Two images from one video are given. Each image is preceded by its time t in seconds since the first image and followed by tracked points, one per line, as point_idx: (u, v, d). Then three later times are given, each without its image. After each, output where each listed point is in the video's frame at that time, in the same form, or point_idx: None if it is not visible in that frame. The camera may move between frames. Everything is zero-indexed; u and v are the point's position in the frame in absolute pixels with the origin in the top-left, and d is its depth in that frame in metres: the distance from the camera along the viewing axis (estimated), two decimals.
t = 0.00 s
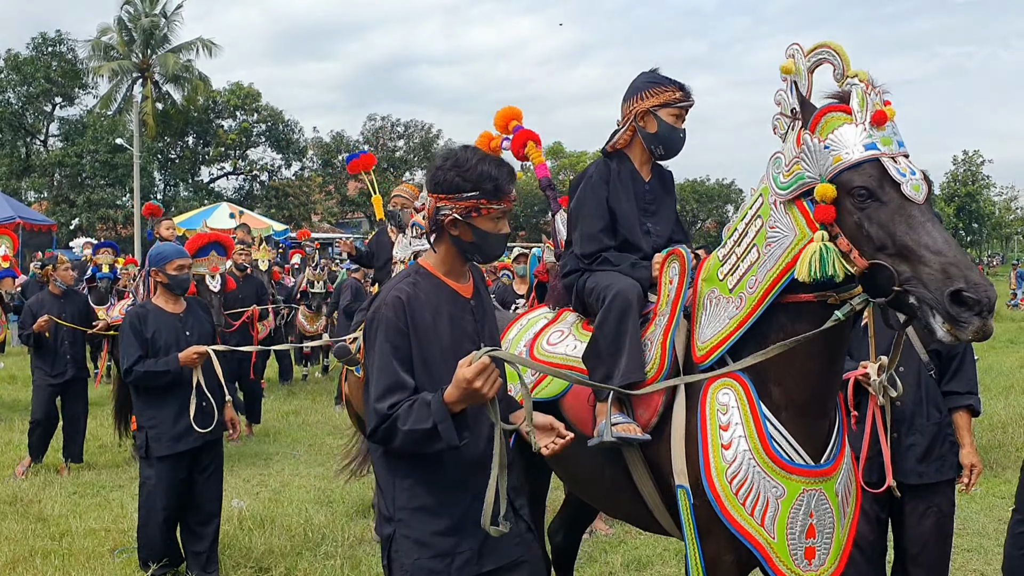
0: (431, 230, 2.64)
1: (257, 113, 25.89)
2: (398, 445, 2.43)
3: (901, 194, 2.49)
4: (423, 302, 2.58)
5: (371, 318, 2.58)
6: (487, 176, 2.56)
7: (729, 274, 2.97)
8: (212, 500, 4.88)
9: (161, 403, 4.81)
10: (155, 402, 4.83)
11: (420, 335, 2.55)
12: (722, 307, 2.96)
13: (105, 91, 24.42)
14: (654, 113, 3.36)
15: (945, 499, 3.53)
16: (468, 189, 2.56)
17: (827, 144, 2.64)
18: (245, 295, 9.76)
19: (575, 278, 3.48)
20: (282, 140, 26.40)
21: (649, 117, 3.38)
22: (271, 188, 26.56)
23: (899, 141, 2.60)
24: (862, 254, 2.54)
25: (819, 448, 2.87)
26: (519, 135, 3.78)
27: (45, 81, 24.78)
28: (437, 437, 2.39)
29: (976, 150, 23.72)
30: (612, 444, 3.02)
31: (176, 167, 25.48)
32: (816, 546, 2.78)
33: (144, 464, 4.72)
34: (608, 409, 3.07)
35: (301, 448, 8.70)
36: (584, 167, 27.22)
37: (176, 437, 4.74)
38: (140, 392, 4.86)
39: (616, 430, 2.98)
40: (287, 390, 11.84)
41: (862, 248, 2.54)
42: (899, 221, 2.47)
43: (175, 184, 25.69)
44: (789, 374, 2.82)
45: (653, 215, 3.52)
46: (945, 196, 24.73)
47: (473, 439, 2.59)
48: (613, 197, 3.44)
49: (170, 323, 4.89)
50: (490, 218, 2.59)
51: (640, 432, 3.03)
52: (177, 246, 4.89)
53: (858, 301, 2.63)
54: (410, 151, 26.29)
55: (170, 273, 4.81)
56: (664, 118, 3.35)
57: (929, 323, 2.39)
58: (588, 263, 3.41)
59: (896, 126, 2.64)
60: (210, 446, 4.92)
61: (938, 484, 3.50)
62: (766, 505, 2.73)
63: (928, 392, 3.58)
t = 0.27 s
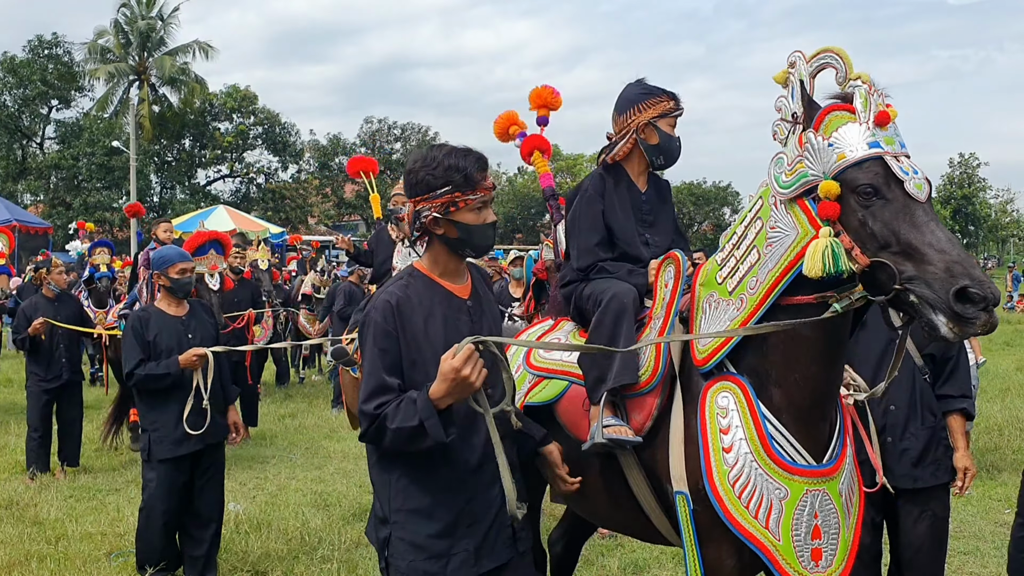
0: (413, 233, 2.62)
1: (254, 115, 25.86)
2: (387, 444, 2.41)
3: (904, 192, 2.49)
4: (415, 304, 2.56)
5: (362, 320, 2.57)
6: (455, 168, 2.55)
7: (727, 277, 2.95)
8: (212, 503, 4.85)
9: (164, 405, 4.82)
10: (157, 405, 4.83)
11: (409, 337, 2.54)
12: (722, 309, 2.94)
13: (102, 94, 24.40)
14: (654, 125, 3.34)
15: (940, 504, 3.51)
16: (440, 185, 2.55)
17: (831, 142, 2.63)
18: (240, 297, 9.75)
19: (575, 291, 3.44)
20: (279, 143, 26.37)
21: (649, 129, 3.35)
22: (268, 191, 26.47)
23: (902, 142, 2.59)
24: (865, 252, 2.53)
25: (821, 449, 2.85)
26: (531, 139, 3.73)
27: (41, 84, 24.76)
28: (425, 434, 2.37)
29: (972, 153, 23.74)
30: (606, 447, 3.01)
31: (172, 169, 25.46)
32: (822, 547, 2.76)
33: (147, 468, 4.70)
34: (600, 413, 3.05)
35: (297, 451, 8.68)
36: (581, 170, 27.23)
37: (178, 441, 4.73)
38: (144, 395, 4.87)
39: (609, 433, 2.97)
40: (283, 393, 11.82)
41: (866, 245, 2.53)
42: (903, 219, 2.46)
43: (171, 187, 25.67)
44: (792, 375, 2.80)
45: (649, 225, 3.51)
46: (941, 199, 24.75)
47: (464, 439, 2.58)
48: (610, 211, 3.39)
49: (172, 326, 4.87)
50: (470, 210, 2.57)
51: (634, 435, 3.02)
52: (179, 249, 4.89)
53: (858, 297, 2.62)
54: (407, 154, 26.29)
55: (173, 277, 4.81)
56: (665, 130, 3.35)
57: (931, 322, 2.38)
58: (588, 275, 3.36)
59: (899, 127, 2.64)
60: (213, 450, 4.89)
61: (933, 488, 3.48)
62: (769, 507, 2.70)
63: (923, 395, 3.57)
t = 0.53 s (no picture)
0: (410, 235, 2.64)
1: (253, 117, 25.85)
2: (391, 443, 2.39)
3: (909, 195, 2.47)
4: (414, 303, 2.56)
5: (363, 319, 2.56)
6: (441, 164, 2.56)
7: (730, 276, 2.95)
8: (212, 505, 4.84)
9: (169, 409, 4.80)
10: (161, 408, 4.82)
11: (407, 336, 2.53)
12: (724, 307, 2.93)
13: (101, 95, 24.40)
14: (658, 122, 3.32)
15: (936, 505, 3.50)
16: (428, 188, 2.54)
17: (839, 142, 2.62)
18: (238, 298, 9.75)
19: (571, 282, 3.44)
20: (278, 144, 26.34)
21: (653, 126, 3.33)
22: (268, 194, 26.24)
23: (909, 146, 2.58)
24: (869, 253, 2.53)
25: (822, 451, 2.85)
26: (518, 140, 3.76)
27: (41, 86, 24.76)
28: (426, 434, 2.36)
29: (971, 154, 23.73)
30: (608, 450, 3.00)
31: (172, 171, 25.45)
32: (822, 550, 2.76)
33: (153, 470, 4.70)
34: (603, 414, 3.06)
35: (296, 453, 8.67)
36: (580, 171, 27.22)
37: (181, 444, 4.71)
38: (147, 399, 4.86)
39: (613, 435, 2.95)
40: (283, 395, 11.81)
41: (869, 247, 2.53)
42: (906, 222, 2.46)
43: (171, 188, 25.67)
44: (797, 380, 2.80)
45: (646, 219, 3.51)
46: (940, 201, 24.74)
47: (465, 441, 2.57)
48: (608, 204, 3.39)
49: (176, 329, 4.85)
50: (461, 204, 2.55)
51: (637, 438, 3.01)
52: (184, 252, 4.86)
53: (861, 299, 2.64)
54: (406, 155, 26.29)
55: (180, 280, 4.80)
56: (667, 127, 3.32)
57: (930, 329, 2.39)
58: (585, 268, 3.36)
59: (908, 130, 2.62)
60: (218, 451, 4.88)
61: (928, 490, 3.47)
62: (772, 510, 2.70)
63: (918, 398, 3.57)
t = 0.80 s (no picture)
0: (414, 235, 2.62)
1: (251, 118, 25.82)
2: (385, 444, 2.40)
3: (921, 219, 2.46)
4: (416, 304, 2.55)
5: (364, 319, 2.56)
6: (445, 166, 2.55)
7: (732, 293, 2.95)
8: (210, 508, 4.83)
9: (168, 412, 4.78)
10: (161, 410, 4.80)
11: (409, 335, 2.52)
12: (728, 326, 2.93)
13: (98, 96, 24.38)
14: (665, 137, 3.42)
15: (929, 509, 3.49)
16: (434, 185, 2.54)
17: (849, 164, 2.62)
18: (234, 300, 9.74)
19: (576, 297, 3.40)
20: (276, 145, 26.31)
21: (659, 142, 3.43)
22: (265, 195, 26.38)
23: (919, 168, 2.59)
24: (879, 277, 2.51)
25: (825, 471, 2.84)
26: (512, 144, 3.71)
27: (38, 87, 24.72)
28: (425, 437, 2.35)
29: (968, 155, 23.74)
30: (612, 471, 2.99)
31: (169, 172, 25.42)
32: (821, 569, 2.75)
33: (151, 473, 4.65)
34: (608, 434, 3.03)
35: (294, 455, 8.66)
36: (578, 172, 27.22)
37: (179, 445, 4.69)
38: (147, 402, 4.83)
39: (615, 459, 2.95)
40: (280, 396, 11.80)
41: (879, 271, 2.52)
42: (919, 246, 2.44)
43: (168, 189, 25.65)
44: (798, 399, 2.79)
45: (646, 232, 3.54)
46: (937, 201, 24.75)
47: (465, 443, 2.56)
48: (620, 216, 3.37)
49: (175, 331, 4.85)
50: (465, 206, 2.54)
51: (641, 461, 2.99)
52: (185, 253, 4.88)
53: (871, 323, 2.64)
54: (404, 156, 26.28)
55: (182, 281, 4.80)
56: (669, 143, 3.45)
57: (944, 354, 2.36)
58: (590, 283, 3.33)
59: (917, 153, 2.63)
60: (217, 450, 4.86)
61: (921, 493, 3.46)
62: (773, 530, 2.69)
63: (910, 399, 3.57)
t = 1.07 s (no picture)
0: (416, 236, 2.61)
1: (248, 119, 25.78)
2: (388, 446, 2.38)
3: (925, 230, 2.45)
4: (418, 304, 2.54)
5: (365, 321, 2.56)
6: (451, 166, 2.54)
7: (731, 288, 2.93)
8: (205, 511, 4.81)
9: (165, 415, 4.76)
10: (159, 413, 4.77)
11: (411, 335, 2.51)
12: (724, 323, 2.92)
13: (95, 97, 24.34)
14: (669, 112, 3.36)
15: (920, 510, 3.48)
16: (437, 185, 2.52)
17: (854, 170, 2.60)
18: (229, 301, 9.72)
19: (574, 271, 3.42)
20: (273, 147, 26.29)
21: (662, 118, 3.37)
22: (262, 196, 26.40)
23: (924, 176, 2.57)
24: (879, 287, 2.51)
25: (817, 469, 2.83)
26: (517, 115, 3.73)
27: (35, 88, 24.67)
28: (428, 437, 2.33)
29: (965, 156, 23.74)
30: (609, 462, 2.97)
31: (166, 173, 25.38)
32: (809, 566, 2.74)
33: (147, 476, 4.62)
34: (603, 422, 3.03)
35: (290, 456, 8.64)
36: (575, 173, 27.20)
37: (180, 449, 4.68)
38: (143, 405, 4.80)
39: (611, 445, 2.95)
40: (277, 398, 11.77)
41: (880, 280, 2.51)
42: (921, 256, 2.44)
43: (165, 191, 25.62)
44: (791, 396, 2.79)
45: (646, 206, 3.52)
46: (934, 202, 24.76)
47: (466, 445, 2.55)
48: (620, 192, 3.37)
49: (174, 333, 4.83)
50: (469, 205, 2.52)
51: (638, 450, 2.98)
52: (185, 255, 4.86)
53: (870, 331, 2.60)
54: (401, 158, 26.26)
55: (184, 282, 4.78)
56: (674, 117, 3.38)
57: (943, 367, 2.38)
58: (589, 257, 3.35)
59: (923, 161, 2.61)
60: (210, 455, 4.86)
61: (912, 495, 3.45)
62: (758, 525, 2.69)
63: (900, 401, 3.57)
